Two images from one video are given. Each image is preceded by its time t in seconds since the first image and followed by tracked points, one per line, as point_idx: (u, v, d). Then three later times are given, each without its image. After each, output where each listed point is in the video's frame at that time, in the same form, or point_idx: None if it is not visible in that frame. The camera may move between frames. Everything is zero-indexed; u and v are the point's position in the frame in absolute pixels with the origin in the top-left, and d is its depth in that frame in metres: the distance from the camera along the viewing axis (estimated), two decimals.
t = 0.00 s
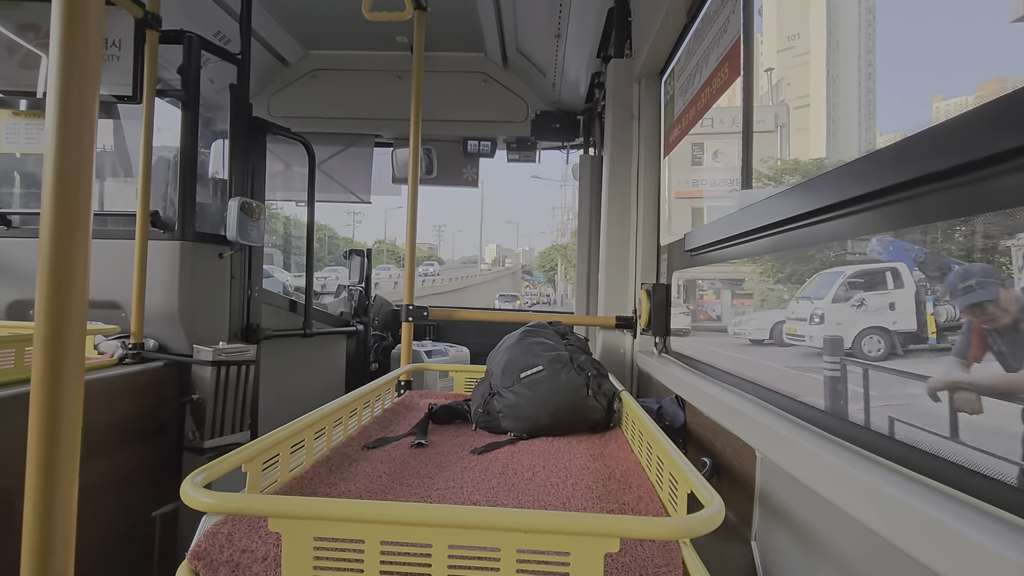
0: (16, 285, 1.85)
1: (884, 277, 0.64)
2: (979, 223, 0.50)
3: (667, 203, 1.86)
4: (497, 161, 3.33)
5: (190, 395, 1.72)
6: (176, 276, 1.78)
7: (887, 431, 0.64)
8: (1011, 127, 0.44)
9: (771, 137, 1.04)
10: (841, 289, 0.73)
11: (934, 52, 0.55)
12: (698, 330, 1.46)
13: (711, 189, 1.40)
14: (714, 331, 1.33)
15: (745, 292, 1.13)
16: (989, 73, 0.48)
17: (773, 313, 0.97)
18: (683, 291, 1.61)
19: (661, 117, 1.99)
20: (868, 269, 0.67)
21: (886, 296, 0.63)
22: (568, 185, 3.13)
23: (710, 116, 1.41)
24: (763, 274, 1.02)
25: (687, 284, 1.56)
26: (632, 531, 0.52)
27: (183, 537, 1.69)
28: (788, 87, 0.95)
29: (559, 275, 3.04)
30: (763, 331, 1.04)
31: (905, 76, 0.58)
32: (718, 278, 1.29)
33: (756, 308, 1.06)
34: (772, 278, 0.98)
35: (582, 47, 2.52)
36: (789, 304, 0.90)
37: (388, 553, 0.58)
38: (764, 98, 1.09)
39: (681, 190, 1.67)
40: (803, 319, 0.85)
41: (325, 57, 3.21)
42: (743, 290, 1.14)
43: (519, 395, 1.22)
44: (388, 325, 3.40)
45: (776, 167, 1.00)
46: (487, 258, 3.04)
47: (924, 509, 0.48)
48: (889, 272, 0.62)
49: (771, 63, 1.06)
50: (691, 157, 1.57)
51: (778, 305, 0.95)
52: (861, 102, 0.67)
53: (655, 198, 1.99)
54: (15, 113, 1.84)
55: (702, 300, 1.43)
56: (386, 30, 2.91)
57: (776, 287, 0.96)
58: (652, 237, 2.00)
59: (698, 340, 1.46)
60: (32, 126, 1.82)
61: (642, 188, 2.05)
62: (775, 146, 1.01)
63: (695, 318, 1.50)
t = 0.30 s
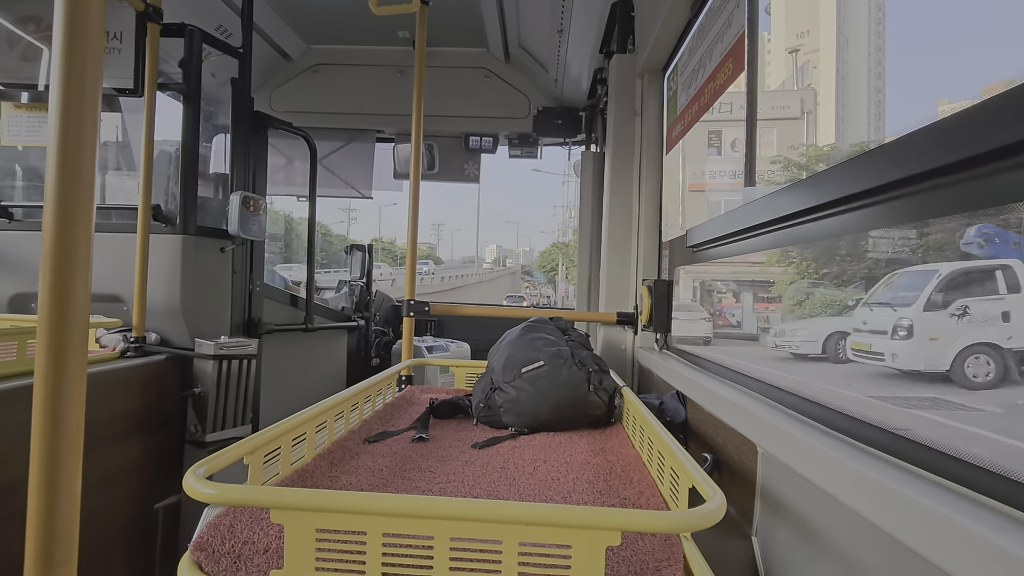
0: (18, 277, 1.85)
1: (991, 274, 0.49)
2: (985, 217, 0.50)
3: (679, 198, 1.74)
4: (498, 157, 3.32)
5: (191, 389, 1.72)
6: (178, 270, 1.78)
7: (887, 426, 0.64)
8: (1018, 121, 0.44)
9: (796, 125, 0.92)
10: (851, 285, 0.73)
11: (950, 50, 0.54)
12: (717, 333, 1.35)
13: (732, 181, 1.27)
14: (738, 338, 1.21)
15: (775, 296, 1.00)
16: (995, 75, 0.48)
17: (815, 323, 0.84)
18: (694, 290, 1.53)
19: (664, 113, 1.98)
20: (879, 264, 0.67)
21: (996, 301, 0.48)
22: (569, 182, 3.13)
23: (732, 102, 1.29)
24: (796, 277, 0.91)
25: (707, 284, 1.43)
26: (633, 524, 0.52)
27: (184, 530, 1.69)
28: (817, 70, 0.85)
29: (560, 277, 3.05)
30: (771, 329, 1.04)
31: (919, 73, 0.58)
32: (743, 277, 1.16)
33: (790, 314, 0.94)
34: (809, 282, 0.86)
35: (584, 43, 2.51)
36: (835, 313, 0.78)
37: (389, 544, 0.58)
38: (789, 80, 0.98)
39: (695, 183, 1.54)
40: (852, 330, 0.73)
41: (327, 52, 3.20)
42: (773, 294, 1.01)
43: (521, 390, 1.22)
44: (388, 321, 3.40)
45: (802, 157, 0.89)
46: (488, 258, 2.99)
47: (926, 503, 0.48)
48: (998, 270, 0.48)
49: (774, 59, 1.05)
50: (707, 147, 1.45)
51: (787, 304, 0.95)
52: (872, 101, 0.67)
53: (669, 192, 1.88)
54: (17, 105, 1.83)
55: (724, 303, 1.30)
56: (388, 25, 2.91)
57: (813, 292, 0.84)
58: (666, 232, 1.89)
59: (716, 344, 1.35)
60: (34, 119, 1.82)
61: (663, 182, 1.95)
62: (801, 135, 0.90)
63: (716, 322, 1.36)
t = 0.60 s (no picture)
0: (18, 276, 1.85)
1: None
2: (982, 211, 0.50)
3: (690, 189, 1.57)
4: (498, 154, 3.32)
5: (192, 387, 1.72)
6: (177, 268, 1.78)
7: (884, 420, 0.65)
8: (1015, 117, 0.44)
9: (827, 111, 0.80)
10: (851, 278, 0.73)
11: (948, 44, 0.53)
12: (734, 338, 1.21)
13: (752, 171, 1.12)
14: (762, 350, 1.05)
15: (808, 305, 0.86)
16: (1008, 68, 0.46)
17: (878, 339, 0.67)
18: (692, 285, 1.54)
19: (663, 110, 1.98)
20: (873, 259, 0.68)
21: None
22: (568, 179, 3.13)
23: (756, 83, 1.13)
24: (834, 284, 0.77)
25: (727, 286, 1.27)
26: (633, 518, 0.52)
27: (186, 527, 1.70)
28: (853, 48, 0.73)
29: (560, 276, 3.04)
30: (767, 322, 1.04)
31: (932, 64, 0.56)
32: (768, 279, 1.01)
33: (828, 326, 0.80)
34: (851, 290, 0.73)
35: (584, 39, 2.51)
36: (899, 329, 0.62)
37: (391, 540, 0.59)
38: (818, 58, 0.85)
39: (713, 173, 1.38)
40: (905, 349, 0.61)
41: (325, 48, 3.19)
42: (806, 302, 0.86)
43: (521, 386, 1.22)
44: (388, 318, 3.41)
45: (841, 144, 0.75)
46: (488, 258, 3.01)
47: (925, 496, 0.48)
48: None
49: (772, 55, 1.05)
50: (724, 133, 1.29)
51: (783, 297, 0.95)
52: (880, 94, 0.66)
53: (678, 184, 1.71)
54: (15, 104, 1.81)
55: (746, 308, 1.14)
56: (386, 21, 2.90)
57: (857, 302, 0.71)
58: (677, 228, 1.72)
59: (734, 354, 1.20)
60: (31, 117, 1.81)
61: (673, 173, 1.78)
62: (835, 121, 0.77)
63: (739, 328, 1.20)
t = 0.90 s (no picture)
0: (17, 277, 1.84)
1: None
2: (985, 202, 0.50)
3: (708, 181, 1.41)
4: (497, 154, 3.31)
5: (192, 387, 1.72)
6: (177, 268, 1.78)
7: (886, 414, 0.64)
8: (1016, 107, 0.44)
9: (863, 94, 0.69)
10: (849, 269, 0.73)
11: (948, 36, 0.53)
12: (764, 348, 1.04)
13: (781, 158, 0.98)
14: (798, 362, 0.90)
15: (853, 311, 0.72)
16: (1008, 59, 0.46)
17: (966, 359, 0.52)
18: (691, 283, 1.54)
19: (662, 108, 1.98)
20: (873, 252, 0.68)
21: None
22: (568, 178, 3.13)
23: (787, 60, 0.99)
24: (892, 288, 0.63)
25: (752, 287, 1.11)
26: (635, 514, 0.52)
27: (187, 528, 1.69)
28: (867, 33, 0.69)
29: (560, 276, 2.99)
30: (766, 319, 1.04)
31: (924, 63, 0.56)
32: (803, 281, 0.86)
33: (882, 338, 0.65)
34: (916, 295, 0.59)
35: (583, 38, 2.51)
36: (1005, 348, 0.47)
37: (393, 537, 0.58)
38: (857, 28, 0.73)
39: (736, 163, 1.22)
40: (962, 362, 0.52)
41: (324, 49, 3.19)
42: (847, 308, 0.73)
43: (522, 384, 1.22)
44: (388, 318, 3.40)
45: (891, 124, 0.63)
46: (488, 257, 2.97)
47: (930, 489, 0.48)
48: None
49: (771, 51, 1.05)
50: (750, 117, 1.14)
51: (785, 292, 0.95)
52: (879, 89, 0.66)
53: (694, 176, 1.54)
54: (13, 104, 1.82)
55: (775, 312, 0.99)
56: (385, 21, 2.89)
57: (923, 308, 0.58)
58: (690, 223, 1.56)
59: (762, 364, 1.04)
60: (30, 118, 1.81)
61: (687, 164, 1.62)
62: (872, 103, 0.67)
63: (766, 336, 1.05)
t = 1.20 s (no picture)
0: (22, 281, 1.85)
1: None
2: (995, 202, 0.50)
3: (733, 169, 1.26)
4: (500, 160, 3.33)
5: (195, 393, 1.71)
6: (181, 273, 1.78)
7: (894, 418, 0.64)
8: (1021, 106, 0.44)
9: (911, 68, 0.63)
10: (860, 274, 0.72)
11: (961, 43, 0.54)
12: (798, 358, 0.92)
13: (816, 142, 0.86)
14: (849, 379, 0.76)
15: (907, 319, 0.62)
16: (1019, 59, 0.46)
17: None
18: (696, 289, 1.53)
19: (665, 114, 1.98)
20: (880, 256, 0.67)
21: None
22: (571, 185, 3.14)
23: (824, 28, 0.87)
24: (973, 292, 0.52)
25: (785, 288, 0.97)
26: (644, 517, 0.51)
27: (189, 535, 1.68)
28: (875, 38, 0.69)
29: (561, 277, 3.05)
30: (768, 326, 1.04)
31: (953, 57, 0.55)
32: (849, 282, 0.75)
33: (960, 352, 0.54)
34: (1010, 300, 0.47)
35: (585, 45, 2.52)
36: None
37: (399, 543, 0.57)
38: None
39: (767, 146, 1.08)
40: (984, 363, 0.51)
41: (328, 56, 3.21)
42: (899, 315, 0.63)
43: (525, 389, 1.22)
44: (391, 324, 3.41)
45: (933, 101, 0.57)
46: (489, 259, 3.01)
47: (944, 492, 0.48)
48: None
49: (775, 57, 1.05)
50: (782, 95, 1.01)
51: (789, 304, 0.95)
52: (888, 93, 0.66)
53: (715, 166, 1.39)
54: (20, 111, 1.86)
55: (817, 319, 0.86)
56: (389, 29, 2.92)
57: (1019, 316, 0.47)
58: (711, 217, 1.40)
59: (798, 378, 0.91)
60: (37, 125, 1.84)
61: (706, 153, 1.48)
62: (922, 76, 0.60)
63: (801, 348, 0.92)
